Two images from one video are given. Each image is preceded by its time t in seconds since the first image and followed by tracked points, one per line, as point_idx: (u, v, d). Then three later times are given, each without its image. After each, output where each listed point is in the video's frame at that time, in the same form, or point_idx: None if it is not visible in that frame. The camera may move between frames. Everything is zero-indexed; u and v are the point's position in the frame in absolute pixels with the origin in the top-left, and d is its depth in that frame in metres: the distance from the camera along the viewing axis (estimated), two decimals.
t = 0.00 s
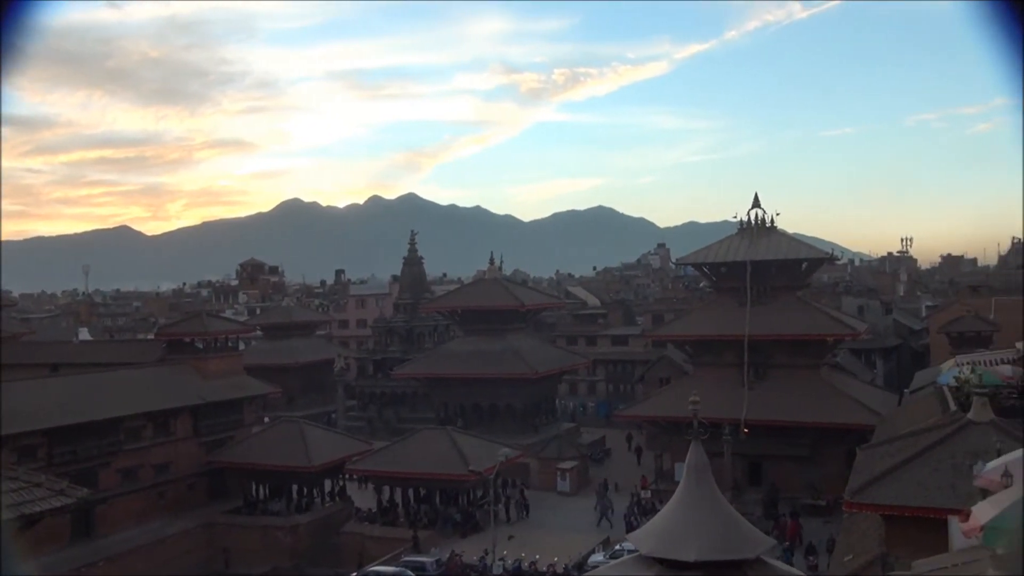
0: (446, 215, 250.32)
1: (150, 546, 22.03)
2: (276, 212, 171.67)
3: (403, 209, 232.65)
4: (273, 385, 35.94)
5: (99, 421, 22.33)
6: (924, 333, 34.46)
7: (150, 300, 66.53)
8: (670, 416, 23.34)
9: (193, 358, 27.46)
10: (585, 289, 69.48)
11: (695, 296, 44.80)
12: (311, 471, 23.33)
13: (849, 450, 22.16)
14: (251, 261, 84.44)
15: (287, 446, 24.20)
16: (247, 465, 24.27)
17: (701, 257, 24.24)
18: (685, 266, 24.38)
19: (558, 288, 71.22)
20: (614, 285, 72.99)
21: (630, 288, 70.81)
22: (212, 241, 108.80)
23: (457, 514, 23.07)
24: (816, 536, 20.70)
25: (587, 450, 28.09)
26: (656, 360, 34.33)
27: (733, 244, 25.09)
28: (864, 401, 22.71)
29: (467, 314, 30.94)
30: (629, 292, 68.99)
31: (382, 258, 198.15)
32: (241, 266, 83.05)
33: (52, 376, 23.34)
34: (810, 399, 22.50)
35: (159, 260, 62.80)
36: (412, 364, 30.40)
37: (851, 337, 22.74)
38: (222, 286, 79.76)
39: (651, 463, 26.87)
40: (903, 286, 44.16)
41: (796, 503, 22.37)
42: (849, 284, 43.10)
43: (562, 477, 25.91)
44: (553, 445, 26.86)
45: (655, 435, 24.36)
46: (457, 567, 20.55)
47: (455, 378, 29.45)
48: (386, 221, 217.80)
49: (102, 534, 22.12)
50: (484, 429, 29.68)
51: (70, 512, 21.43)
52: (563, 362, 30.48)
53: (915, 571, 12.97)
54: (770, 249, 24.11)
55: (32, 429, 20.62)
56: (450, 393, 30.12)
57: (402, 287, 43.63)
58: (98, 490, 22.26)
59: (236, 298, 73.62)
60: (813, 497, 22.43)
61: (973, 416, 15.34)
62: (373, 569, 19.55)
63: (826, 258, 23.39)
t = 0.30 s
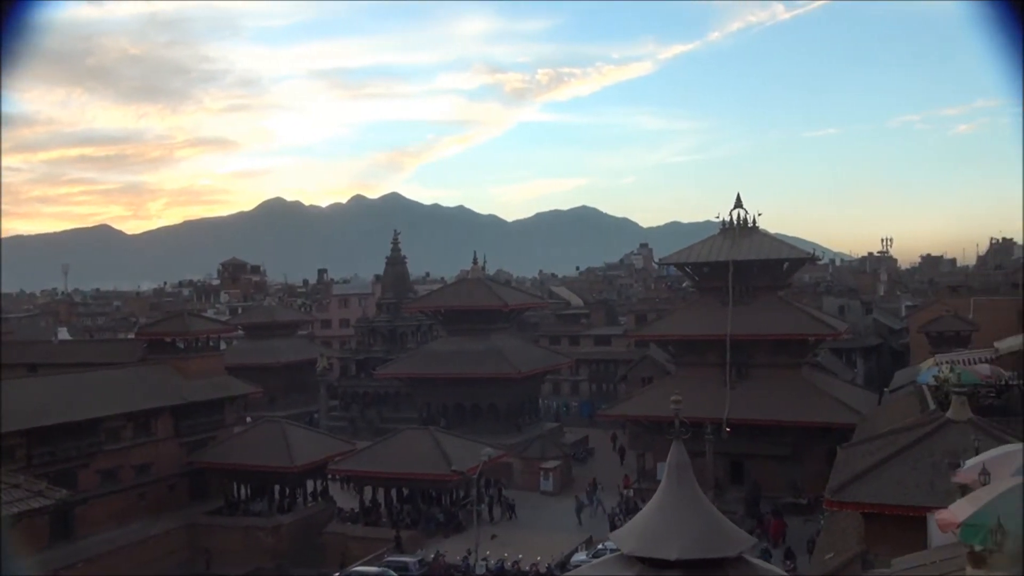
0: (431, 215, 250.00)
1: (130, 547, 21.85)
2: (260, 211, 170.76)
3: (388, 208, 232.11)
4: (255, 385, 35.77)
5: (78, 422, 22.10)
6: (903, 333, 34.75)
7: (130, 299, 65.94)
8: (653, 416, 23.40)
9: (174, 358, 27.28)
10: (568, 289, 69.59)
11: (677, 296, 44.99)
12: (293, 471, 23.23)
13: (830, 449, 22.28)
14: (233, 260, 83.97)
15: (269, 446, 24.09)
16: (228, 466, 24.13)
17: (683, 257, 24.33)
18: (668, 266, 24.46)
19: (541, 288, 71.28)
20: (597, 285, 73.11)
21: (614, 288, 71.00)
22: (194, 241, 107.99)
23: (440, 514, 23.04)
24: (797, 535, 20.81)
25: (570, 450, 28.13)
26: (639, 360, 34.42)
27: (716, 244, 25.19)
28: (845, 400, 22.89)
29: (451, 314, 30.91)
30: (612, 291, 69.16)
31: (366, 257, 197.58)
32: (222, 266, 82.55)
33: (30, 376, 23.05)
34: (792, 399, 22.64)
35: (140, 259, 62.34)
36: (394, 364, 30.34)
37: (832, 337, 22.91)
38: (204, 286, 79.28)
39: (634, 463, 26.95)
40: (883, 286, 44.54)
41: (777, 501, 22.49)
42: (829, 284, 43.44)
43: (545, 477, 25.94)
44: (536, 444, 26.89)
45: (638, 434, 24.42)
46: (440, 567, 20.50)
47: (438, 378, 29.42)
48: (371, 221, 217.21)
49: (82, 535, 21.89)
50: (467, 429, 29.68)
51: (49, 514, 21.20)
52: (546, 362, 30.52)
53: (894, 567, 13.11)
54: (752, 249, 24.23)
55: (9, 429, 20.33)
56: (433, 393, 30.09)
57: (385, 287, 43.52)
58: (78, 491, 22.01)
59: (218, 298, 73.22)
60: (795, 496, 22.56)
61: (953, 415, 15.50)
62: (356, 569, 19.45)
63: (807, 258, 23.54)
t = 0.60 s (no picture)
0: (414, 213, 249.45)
1: (107, 548, 21.63)
2: (241, 209, 169.63)
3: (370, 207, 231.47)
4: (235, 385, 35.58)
5: (56, 421, 21.69)
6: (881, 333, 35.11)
7: (108, 298, 65.24)
8: (633, 415, 23.49)
9: (152, 357, 27.05)
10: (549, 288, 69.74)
11: (658, 295, 45.24)
12: (273, 471, 23.12)
13: (809, 448, 22.47)
14: (212, 259, 83.45)
15: (249, 445, 23.96)
16: (206, 466, 23.99)
17: (665, 257, 24.43)
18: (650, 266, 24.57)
19: (522, 287, 71.42)
20: (578, 285, 73.28)
21: (595, 287, 71.19)
22: (173, 239, 107.08)
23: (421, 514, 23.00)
24: (775, 533, 20.96)
25: (550, 450, 28.20)
26: (619, 360, 34.52)
27: (696, 244, 25.31)
28: (822, 399, 23.09)
29: (432, 313, 30.87)
30: (593, 291, 69.34)
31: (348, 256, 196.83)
32: (201, 265, 82.11)
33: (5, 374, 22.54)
34: (771, 398, 22.80)
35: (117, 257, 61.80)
36: (375, 363, 30.25)
37: (810, 337, 23.10)
38: (182, 285, 78.73)
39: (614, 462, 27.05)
40: (861, 287, 44.92)
41: (756, 500, 22.64)
42: (808, 285, 43.75)
43: (526, 476, 25.99)
44: (516, 444, 26.93)
45: (618, 434, 24.50)
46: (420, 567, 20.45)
47: (419, 377, 29.37)
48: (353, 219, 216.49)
49: (58, 536, 21.63)
50: (448, 428, 29.66)
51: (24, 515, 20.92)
52: (526, 362, 30.56)
53: (869, 565, 13.22)
54: (732, 249, 24.36)
55: None
56: (414, 392, 30.04)
57: (365, 286, 43.40)
58: (54, 492, 21.69)
59: (197, 297, 72.77)
60: (773, 494, 22.73)
61: (928, 413, 15.69)
62: (335, 569, 19.37)
63: (786, 258, 23.72)
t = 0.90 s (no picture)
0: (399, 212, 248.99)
1: (87, 548, 21.45)
2: (226, 207, 168.66)
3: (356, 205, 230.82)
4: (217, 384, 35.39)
5: (35, 420, 21.50)
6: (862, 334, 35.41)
7: (88, 296, 64.67)
8: (617, 414, 23.53)
9: (133, 356, 26.83)
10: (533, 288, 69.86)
11: (641, 295, 45.41)
12: (255, 470, 23.02)
13: (791, 446, 22.63)
14: (194, 257, 82.94)
15: (231, 445, 23.83)
16: (188, 465, 23.84)
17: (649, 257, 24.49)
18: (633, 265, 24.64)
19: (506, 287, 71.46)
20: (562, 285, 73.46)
21: (578, 287, 71.36)
22: (156, 237, 106.34)
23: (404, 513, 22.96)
24: (756, 532, 21.07)
25: (534, 449, 28.25)
26: (603, 359, 34.60)
27: (680, 244, 25.37)
28: (804, 398, 23.23)
29: (415, 312, 30.82)
30: (577, 290, 69.48)
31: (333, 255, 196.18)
32: (183, 263, 81.65)
33: None
34: (753, 397, 22.92)
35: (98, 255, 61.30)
36: (358, 362, 30.16)
37: (792, 336, 23.24)
38: (164, 283, 78.23)
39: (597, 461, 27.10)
40: (843, 287, 45.21)
41: (738, 499, 22.75)
42: (791, 285, 43.96)
43: (509, 475, 26.00)
44: (500, 443, 26.94)
45: (602, 433, 24.55)
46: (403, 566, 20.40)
47: (403, 376, 29.32)
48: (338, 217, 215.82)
49: (37, 535, 21.43)
50: (432, 427, 29.63)
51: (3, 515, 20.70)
52: (510, 361, 30.56)
53: (848, 563, 13.30)
54: (715, 249, 24.46)
55: None
56: (397, 391, 29.99)
57: (349, 285, 43.28)
58: (34, 491, 21.50)
59: (179, 296, 72.35)
60: (756, 493, 22.83)
61: (909, 413, 15.81)
62: (317, 569, 19.31)
63: (769, 258, 23.85)
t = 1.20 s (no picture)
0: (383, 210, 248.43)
1: (65, 547, 21.25)
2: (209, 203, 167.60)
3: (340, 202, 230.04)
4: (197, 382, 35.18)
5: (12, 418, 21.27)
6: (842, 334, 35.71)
7: (66, 293, 64.05)
8: (598, 414, 23.58)
9: (111, 353, 26.62)
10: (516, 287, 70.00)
11: (624, 295, 45.58)
12: (235, 469, 22.90)
13: (771, 445, 22.78)
14: (175, 254, 82.41)
15: (211, 443, 23.69)
16: (168, 464, 23.68)
17: (631, 257, 24.55)
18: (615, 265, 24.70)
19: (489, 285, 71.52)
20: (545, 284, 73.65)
21: (561, 286, 71.53)
22: (137, 233, 105.56)
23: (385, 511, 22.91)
24: (736, 530, 21.19)
25: (516, 447, 28.27)
26: (585, 358, 34.66)
27: (661, 244, 25.44)
28: (784, 398, 23.38)
29: (397, 310, 30.76)
30: (559, 289, 69.66)
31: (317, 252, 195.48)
32: (164, 260, 81.12)
33: None
34: (734, 397, 23.05)
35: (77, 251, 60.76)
36: (339, 361, 30.06)
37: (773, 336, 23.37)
38: (143, 279, 77.69)
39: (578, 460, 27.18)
40: (823, 287, 45.58)
41: (718, 498, 22.87)
42: (772, 285, 44.23)
43: (490, 474, 26.00)
44: (481, 442, 26.94)
45: (583, 432, 24.60)
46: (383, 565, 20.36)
47: (385, 375, 29.26)
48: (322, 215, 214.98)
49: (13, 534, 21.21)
50: (413, 426, 29.58)
51: None
52: (492, 360, 30.57)
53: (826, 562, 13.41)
54: (696, 249, 24.56)
55: None
56: (379, 390, 29.92)
57: (331, 282, 43.14)
58: (10, 490, 21.27)
59: (159, 293, 71.87)
60: (736, 492, 22.96)
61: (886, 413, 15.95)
62: (297, 568, 19.24)
63: (750, 258, 23.97)
